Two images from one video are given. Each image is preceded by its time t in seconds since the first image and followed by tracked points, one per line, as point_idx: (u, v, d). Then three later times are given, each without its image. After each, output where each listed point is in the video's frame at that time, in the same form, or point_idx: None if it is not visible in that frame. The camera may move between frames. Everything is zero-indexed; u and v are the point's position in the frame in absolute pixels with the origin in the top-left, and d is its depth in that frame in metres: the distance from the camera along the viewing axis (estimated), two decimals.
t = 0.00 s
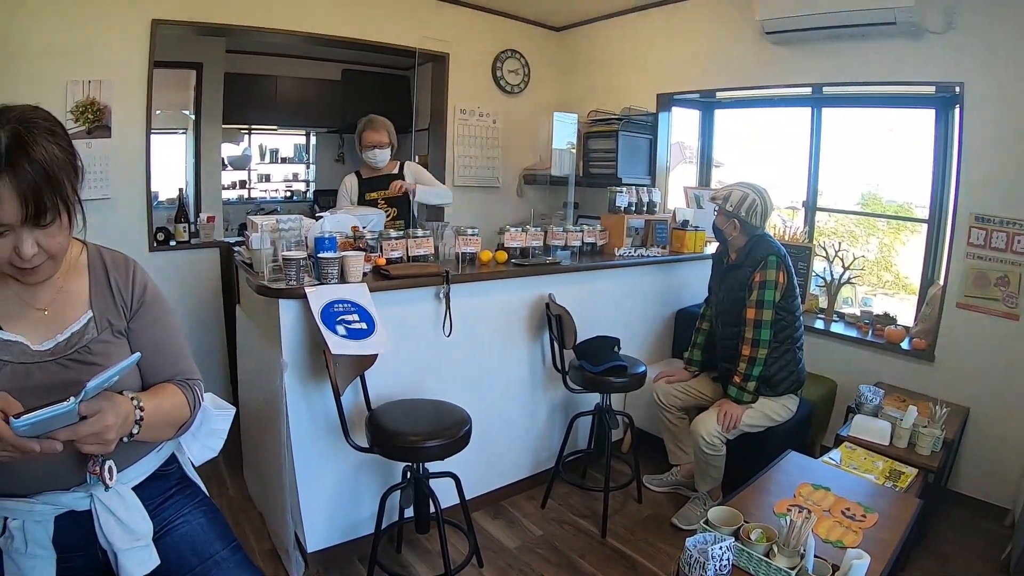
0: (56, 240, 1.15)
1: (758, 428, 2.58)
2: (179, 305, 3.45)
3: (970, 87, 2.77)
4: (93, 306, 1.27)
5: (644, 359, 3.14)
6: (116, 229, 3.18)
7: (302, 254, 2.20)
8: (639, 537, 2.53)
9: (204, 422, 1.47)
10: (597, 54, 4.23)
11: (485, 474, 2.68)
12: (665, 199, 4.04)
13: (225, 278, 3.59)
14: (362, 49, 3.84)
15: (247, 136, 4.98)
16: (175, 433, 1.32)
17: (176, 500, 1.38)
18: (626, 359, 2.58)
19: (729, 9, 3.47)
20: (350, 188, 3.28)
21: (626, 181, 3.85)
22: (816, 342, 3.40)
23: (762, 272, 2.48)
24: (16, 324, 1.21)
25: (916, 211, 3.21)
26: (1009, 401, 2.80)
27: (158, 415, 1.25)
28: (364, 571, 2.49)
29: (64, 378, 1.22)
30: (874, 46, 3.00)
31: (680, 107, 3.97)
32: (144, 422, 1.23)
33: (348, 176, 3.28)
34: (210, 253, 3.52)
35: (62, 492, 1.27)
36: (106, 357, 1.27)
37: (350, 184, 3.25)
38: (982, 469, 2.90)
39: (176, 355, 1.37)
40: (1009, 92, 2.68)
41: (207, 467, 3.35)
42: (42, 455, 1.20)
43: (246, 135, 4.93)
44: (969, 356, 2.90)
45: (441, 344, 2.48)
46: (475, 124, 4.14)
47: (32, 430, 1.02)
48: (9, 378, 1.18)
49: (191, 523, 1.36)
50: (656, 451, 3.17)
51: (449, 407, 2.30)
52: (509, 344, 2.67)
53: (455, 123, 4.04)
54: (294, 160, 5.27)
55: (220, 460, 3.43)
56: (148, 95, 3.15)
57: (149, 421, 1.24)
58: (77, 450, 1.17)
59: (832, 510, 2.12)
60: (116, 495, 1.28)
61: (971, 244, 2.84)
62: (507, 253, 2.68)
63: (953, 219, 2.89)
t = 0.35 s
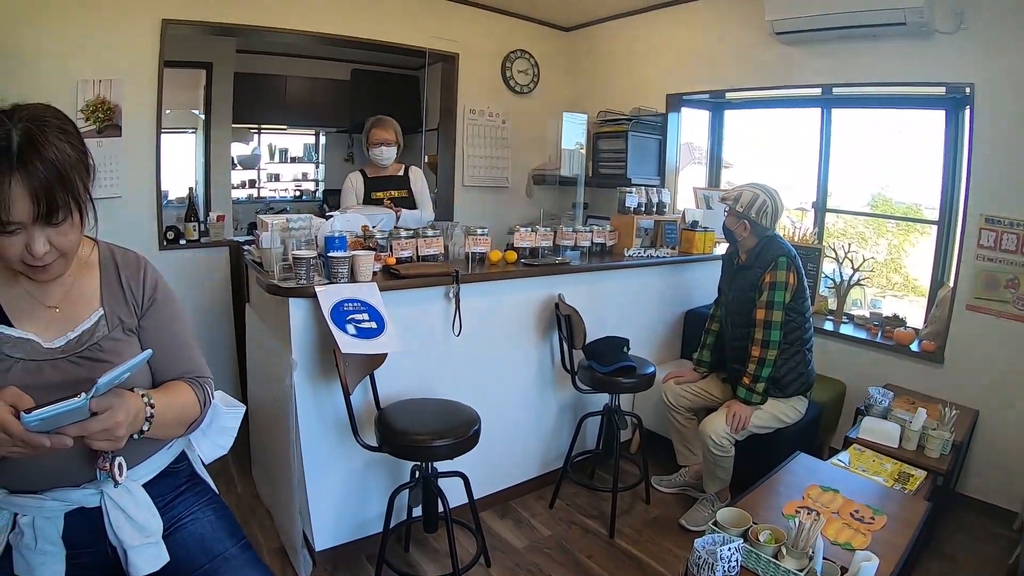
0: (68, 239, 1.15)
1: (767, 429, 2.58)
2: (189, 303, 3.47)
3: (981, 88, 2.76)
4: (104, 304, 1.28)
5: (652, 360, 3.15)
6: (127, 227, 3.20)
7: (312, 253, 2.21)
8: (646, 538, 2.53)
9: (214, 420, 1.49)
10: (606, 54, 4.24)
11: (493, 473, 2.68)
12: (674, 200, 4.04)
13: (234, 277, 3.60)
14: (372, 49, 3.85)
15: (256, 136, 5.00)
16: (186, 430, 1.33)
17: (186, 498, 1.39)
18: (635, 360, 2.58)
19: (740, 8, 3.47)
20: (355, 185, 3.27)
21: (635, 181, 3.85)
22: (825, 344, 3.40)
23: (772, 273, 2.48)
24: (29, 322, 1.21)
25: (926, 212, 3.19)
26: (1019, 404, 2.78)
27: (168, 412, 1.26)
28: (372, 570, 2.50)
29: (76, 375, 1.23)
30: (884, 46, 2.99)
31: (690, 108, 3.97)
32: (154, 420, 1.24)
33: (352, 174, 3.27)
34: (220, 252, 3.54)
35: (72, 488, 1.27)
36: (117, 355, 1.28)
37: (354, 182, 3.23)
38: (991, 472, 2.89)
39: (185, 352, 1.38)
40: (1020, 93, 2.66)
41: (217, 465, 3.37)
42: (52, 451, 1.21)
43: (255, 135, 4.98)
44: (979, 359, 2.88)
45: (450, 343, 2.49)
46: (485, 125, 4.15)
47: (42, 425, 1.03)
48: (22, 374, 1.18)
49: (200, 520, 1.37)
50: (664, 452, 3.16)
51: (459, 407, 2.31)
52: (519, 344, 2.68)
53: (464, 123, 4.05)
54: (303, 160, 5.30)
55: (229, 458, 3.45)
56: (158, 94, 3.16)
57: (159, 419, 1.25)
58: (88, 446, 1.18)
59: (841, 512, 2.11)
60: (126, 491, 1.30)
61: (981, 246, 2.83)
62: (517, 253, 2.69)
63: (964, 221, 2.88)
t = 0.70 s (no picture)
0: (78, 236, 1.16)
1: (775, 430, 2.57)
2: (198, 302, 3.49)
3: (991, 89, 2.75)
4: (115, 301, 1.29)
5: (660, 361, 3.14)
6: (137, 225, 3.22)
7: (321, 252, 2.22)
8: (653, 539, 2.53)
9: (224, 417, 1.50)
10: (615, 54, 4.24)
11: (500, 473, 2.69)
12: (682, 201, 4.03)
13: (243, 276, 3.62)
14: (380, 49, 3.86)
15: (265, 135, 5.03)
16: (195, 428, 1.34)
17: (195, 495, 1.40)
18: (643, 360, 2.59)
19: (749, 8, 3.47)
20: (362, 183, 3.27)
21: (644, 181, 3.85)
22: (833, 345, 3.39)
23: (780, 274, 2.48)
24: (39, 318, 1.22)
25: (935, 214, 3.18)
26: None
27: (178, 410, 1.28)
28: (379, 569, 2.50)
29: (85, 371, 1.24)
30: (894, 47, 2.98)
31: (698, 108, 3.96)
32: (163, 417, 1.25)
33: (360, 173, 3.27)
34: (229, 250, 3.56)
35: (82, 485, 1.28)
36: (126, 352, 1.29)
37: (361, 180, 3.23)
38: (1000, 476, 2.87)
39: (196, 350, 1.39)
40: None
41: (224, 463, 3.39)
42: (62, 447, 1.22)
43: (264, 134, 5.02)
44: (988, 362, 2.87)
45: (460, 343, 2.50)
46: (493, 125, 4.16)
47: (51, 421, 1.03)
48: (32, 371, 1.19)
49: (209, 517, 1.38)
50: (671, 453, 3.16)
51: (468, 406, 2.31)
52: (527, 344, 2.68)
53: (473, 123, 4.05)
54: (312, 159, 5.33)
55: (237, 456, 3.47)
56: (167, 93, 3.18)
57: (169, 416, 1.26)
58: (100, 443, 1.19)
59: (849, 514, 2.11)
60: (135, 488, 1.30)
61: (990, 248, 2.82)
62: (525, 253, 2.69)
63: (973, 223, 2.87)
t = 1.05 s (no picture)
0: (87, 233, 1.17)
1: (782, 431, 2.57)
2: (206, 300, 3.50)
3: (1000, 90, 2.73)
4: (124, 299, 1.30)
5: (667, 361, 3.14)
6: (145, 224, 3.24)
7: (329, 251, 2.22)
8: (659, 540, 2.53)
9: (232, 415, 1.50)
10: (622, 54, 4.23)
11: (507, 473, 2.69)
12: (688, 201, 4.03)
13: (250, 275, 3.63)
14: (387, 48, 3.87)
15: (272, 134, 5.08)
16: (204, 426, 1.35)
17: (202, 493, 1.40)
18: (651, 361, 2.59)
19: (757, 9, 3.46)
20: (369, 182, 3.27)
21: (651, 182, 3.85)
22: (840, 347, 3.38)
23: (786, 274, 2.48)
24: (47, 315, 1.22)
25: (943, 215, 3.17)
26: None
27: (187, 407, 1.28)
28: (385, 568, 2.50)
29: (93, 369, 1.24)
30: (902, 47, 2.97)
31: (705, 109, 3.96)
32: (172, 415, 1.25)
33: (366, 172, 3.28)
34: (236, 249, 3.57)
35: (89, 483, 1.29)
36: (135, 349, 1.29)
37: (369, 180, 3.24)
38: (1007, 479, 2.86)
39: (205, 347, 1.40)
40: None
41: (231, 462, 3.40)
42: (69, 445, 1.23)
43: (271, 133, 5.08)
44: (996, 364, 2.86)
45: (468, 342, 2.50)
46: (500, 125, 4.16)
47: (61, 417, 1.04)
48: (40, 368, 1.19)
49: (216, 516, 1.38)
50: (677, 454, 3.16)
51: (475, 406, 2.31)
52: (535, 344, 2.68)
53: (480, 123, 4.06)
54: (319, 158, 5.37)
55: (244, 455, 3.48)
56: (175, 92, 3.19)
57: (177, 414, 1.27)
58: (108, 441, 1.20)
59: (856, 516, 2.10)
60: (143, 486, 1.31)
61: (998, 249, 2.81)
62: (533, 253, 2.69)
63: (981, 224, 2.86)
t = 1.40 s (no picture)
0: (97, 231, 1.17)
1: (788, 432, 2.57)
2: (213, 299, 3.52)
3: (1007, 90, 2.73)
4: (133, 297, 1.31)
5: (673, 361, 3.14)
6: (152, 222, 3.25)
7: (337, 249, 2.23)
8: (665, 540, 2.53)
9: (240, 413, 1.50)
10: (628, 54, 4.24)
11: (512, 472, 2.69)
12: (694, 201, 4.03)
13: (257, 273, 3.64)
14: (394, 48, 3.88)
15: (279, 133, 5.10)
16: (212, 424, 1.36)
17: (211, 491, 1.41)
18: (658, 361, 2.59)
19: (763, 9, 3.46)
20: (375, 182, 3.29)
21: (658, 182, 3.85)
22: (847, 348, 3.38)
23: (792, 274, 2.47)
24: (55, 312, 1.23)
25: (950, 216, 3.16)
26: None
27: (195, 405, 1.29)
28: (390, 567, 2.51)
29: (103, 366, 1.24)
30: (910, 47, 2.97)
31: (712, 109, 3.96)
32: (181, 413, 1.26)
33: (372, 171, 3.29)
34: (243, 248, 3.58)
35: (97, 480, 1.29)
36: (144, 347, 1.29)
37: (376, 179, 3.26)
38: (1014, 480, 2.85)
39: (213, 346, 1.40)
40: None
41: (238, 460, 3.41)
42: (79, 442, 1.23)
43: (279, 132, 5.10)
44: (1003, 365, 2.85)
45: (474, 341, 2.50)
46: (507, 124, 4.17)
47: (69, 415, 1.03)
48: (49, 365, 1.20)
49: (224, 514, 1.39)
50: (683, 454, 3.16)
51: (482, 405, 2.32)
52: (541, 343, 2.69)
53: (486, 123, 4.07)
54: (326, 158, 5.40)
55: (251, 453, 3.49)
56: (183, 91, 3.20)
57: (186, 411, 1.27)
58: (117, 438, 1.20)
59: (863, 517, 2.10)
60: (151, 483, 1.31)
61: (1006, 250, 2.80)
62: (540, 253, 2.69)
63: (988, 225, 2.86)
